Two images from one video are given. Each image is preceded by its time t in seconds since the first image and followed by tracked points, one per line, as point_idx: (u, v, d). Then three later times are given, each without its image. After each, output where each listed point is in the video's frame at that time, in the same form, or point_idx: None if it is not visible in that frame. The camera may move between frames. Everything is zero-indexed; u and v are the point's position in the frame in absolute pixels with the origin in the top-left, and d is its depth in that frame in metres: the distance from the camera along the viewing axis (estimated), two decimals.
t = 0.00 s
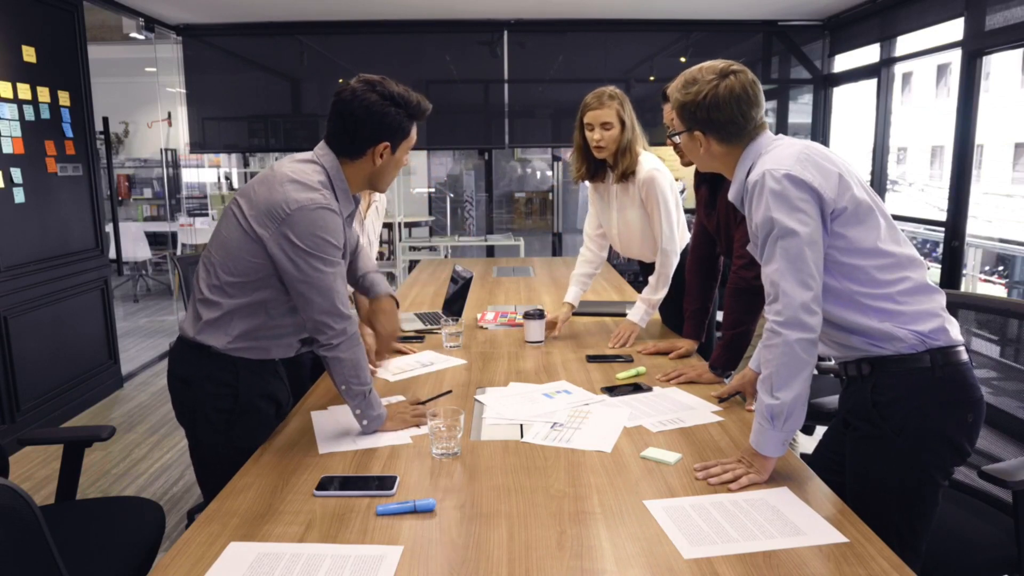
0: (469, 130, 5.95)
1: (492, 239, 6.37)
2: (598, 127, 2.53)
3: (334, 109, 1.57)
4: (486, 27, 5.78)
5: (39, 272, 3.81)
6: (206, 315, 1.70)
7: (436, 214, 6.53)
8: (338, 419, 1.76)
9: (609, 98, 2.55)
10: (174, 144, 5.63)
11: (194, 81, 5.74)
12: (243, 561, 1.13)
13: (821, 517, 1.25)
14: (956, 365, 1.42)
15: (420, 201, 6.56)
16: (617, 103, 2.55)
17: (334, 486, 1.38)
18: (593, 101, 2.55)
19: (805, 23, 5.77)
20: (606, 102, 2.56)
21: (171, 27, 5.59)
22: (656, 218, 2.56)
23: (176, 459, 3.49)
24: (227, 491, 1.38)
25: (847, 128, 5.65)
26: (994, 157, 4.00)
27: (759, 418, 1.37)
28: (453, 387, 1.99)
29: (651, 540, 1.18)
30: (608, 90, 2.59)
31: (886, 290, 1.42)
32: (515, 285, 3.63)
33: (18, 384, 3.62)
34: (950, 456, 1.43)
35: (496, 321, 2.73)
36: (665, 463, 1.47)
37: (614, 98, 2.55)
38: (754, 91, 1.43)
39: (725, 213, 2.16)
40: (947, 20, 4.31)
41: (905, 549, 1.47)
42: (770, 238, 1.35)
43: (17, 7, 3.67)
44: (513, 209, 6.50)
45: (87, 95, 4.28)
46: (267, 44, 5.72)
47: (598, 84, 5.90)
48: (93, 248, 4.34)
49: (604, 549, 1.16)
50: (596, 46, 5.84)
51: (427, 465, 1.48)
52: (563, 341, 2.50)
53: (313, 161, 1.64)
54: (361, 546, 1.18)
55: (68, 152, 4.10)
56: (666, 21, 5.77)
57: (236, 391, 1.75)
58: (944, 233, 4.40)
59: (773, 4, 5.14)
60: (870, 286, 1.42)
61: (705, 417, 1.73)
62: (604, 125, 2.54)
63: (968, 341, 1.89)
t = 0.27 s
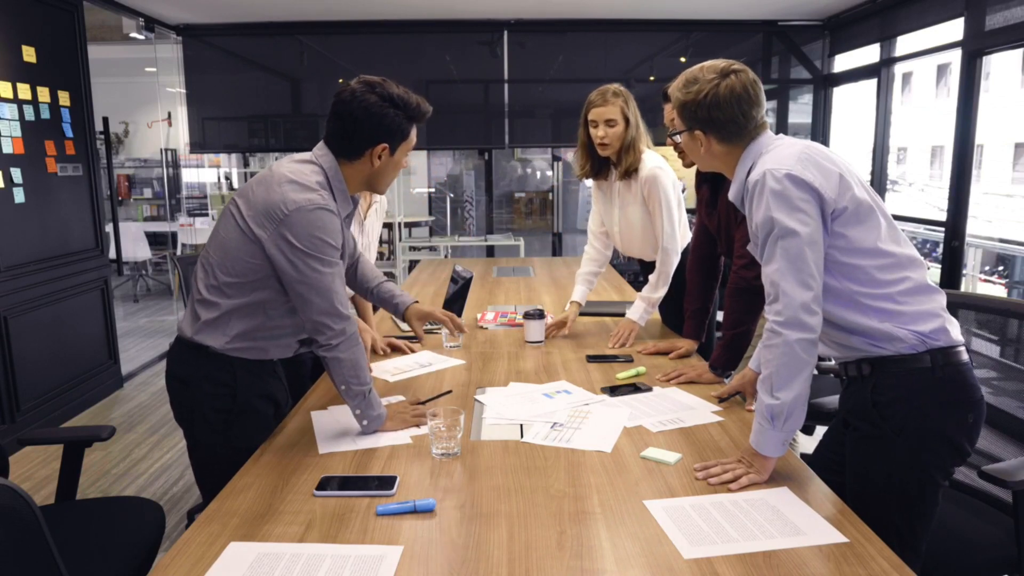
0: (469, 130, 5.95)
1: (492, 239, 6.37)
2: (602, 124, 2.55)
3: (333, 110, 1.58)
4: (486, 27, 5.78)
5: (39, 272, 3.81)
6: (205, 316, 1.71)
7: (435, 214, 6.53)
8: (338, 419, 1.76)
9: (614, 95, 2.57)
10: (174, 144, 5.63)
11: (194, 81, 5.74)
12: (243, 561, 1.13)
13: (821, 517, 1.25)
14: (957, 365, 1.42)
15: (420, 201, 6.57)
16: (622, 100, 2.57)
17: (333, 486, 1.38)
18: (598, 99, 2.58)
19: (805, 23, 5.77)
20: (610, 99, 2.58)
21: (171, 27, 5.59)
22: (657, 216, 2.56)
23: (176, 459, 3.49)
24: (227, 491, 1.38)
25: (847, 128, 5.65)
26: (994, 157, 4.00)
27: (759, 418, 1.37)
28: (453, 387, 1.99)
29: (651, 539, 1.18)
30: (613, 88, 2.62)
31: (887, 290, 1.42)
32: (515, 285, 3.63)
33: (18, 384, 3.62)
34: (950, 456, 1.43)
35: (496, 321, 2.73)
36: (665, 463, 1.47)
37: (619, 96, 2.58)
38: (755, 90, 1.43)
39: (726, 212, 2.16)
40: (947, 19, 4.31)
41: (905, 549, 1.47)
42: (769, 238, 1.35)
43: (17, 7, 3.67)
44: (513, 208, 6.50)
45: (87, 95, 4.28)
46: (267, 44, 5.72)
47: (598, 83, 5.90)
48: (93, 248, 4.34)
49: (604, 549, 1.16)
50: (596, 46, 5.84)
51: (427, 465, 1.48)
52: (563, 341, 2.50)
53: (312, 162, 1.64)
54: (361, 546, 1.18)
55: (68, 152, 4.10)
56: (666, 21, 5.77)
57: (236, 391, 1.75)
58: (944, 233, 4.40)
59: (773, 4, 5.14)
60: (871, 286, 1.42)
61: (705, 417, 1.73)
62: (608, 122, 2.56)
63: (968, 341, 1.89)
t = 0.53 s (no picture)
0: (469, 130, 5.95)
1: (492, 239, 6.36)
2: (607, 121, 2.56)
3: (332, 111, 1.58)
4: (486, 27, 5.78)
5: (39, 272, 3.81)
6: (205, 316, 1.71)
7: (435, 214, 6.54)
8: (338, 419, 1.76)
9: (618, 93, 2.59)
10: (174, 144, 5.63)
11: (194, 81, 5.74)
12: (243, 561, 1.13)
13: (821, 517, 1.25)
14: (957, 365, 1.42)
15: (420, 201, 6.56)
16: (625, 97, 2.59)
17: (333, 486, 1.38)
18: (602, 96, 2.60)
19: (805, 23, 5.77)
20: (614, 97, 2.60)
21: (171, 27, 5.59)
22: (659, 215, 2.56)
23: (176, 459, 3.49)
24: (227, 491, 1.38)
25: (847, 128, 5.65)
26: (994, 157, 4.00)
27: (759, 418, 1.37)
28: (453, 388, 1.99)
29: (651, 539, 1.18)
30: (616, 86, 2.63)
31: (887, 290, 1.42)
32: (515, 285, 3.63)
33: (18, 384, 3.62)
34: (950, 457, 1.43)
35: (496, 321, 2.73)
36: (665, 463, 1.47)
37: (623, 94, 2.59)
38: (755, 90, 1.43)
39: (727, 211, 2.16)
40: (947, 19, 4.31)
41: (905, 549, 1.47)
42: (769, 238, 1.35)
43: (17, 7, 3.67)
44: (513, 208, 6.50)
45: (87, 95, 4.28)
46: (267, 44, 5.72)
47: (598, 83, 5.89)
48: (93, 248, 4.34)
49: (604, 549, 1.16)
50: (596, 46, 5.84)
51: (427, 465, 1.48)
52: (563, 341, 2.50)
53: (312, 162, 1.64)
54: (361, 546, 1.18)
55: (68, 152, 4.10)
56: (666, 21, 5.77)
57: (236, 391, 1.75)
58: (944, 233, 4.40)
59: (773, 4, 5.14)
60: (871, 286, 1.42)
61: (705, 417, 1.73)
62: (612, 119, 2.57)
63: (968, 341, 1.89)
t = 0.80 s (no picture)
0: (469, 130, 5.95)
1: (492, 239, 6.36)
2: (609, 118, 2.58)
3: (334, 112, 1.58)
4: (486, 27, 5.78)
5: (39, 272, 3.81)
6: (207, 315, 1.71)
7: (435, 214, 6.53)
8: (338, 419, 1.76)
9: (621, 90, 2.61)
10: (174, 144, 5.63)
11: (194, 81, 5.74)
12: (243, 561, 1.13)
13: (821, 517, 1.25)
14: (957, 366, 1.42)
15: (420, 201, 6.56)
16: (629, 95, 2.61)
17: (334, 486, 1.38)
18: (605, 94, 2.62)
19: (805, 23, 5.77)
20: (618, 95, 2.62)
21: (171, 27, 5.59)
22: (662, 214, 2.58)
23: (176, 459, 3.49)
24: (227, 491, 1.38)
25: (847, 128, 5.65)
26: (994, 157, 4.00)
27: (759, 418, 1.37)
28: (453, 387, 1.99)
29: (651, 539, 1.18)
30: (620, 85, 2.66)
31: (886, 290, 1.42)
32: (515, 285, 3.63)
33: (18, 384, 3.62)
34: (950, 457, 1.43)
35: (496, 321, 2.73)
36: (665, 463, 1.47)
37: (626, 91, 2.62)
38: (756, 90, 1.43)
39: (727, 211, 2.15)
40: (947, 19, 4.31)
41: (905, 549, 1.47)
42: (770, 238, 1.35)
43: (17, 7, 3.67)
44: (513, 208, 6.50)
45: (87, 95, 4.28)
46: (267, 44, 5.72)
47: (598, 83, 5.89)
48: (93, 248, 4.34)
49: (604, 549, 1.16)
50: (596, 46, 5.84)
51: (427, 465, 1.48)
52: (563, 341, 2.50)
53: (314, 162, 1.64)
54: (361, 546, 1.18)
55: (68, 152, 4.10)
56: (666, 21, 5.77)
57: (236, 391, 1.75)
58: (944, 233, 4.40)
59: (773, 4, 5.14)
60: (870, 286, 1.42)
61: (705, 417, 1.73)
62: (615, 116, 2.60)
63: (968, 341, 1.89)
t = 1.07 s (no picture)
0: (469, 130, 5.95)
1: (492, 239, 6.36)
2: (610, 117, 2.59)
3: (339, 111, 1.58)
4: (486, 27, 5.78)
5: (39, 272, 3.81)
6: (208, 315, 1.71)
7: (435, 215, 6.54)
8: (338, 419, 1.76)
9: (622, 89, 2.61)
10: (174, 144, 5.63)
11: (194, 81, 5.74)
12: (243, 561, 1.13)
13: (821, 517, 1.25)
14: (956, 365, 1.42)
15: (420, 201, 6.56)
16: (630, 94, 2.61)
17: (334, 486, 1.38)
18: (606, 93, 2.63)
19: (805, 22, 5.77)
20: (619, 93, 2.62)
21: (171, 27, 5.59)
22: (663, 213, 2.59)
23: (176, 459, 3.49)
24: (227, 491, 1.38)
25: (847, 128, 5.65)
26: (994, 157, 4.00)
27: (759, 418, 1.37)
28: (453, 387, 1.99)
29: (651, 539, 1.18)
30: (621, 83, 2.65)
31: (886, 290, 1.42)
32: (515, 285, 3.63)
33: (18, 384, 3.62)
34: (950, 457, 1.43)
35: (496, 321, 2.73)
36: (665, 463, 1.47)
37: (628, 90, 2.62)
38: (756, 89, 1.43)
39: (728, 212, 2.15)
40: (947, 19, 4.32)
41: (905, 549, 1.47)
42: (770, 238, 1.35)
43: (17, 7, 3.67)
44: (513, 208, 6.50)
45: (87, 95, 4.28)
46: (267, 44, 5.72)
47: (598, 83, 5.89)
48: (93, 248, 4.34)
49: (604, 549, 1.16)
50: (596, 46, 5.84)
51: (427, 465, 1.48)
52: (563, 341, 2.50)
53: (318, 162, 1.65)
54: (361, 546, 1.18)
55: (68, 152, 4.10)
56: (666, 21, 5.77)
57: (236, 391, 1.75)
58: (944, 233, 4.40)
59: (773, 4, 5.14)
60: (870, 286, 1.42)
61: (705, 417, 1.73)
62: (616, 115, 2.60)
63: (968, 341, 1.89)
